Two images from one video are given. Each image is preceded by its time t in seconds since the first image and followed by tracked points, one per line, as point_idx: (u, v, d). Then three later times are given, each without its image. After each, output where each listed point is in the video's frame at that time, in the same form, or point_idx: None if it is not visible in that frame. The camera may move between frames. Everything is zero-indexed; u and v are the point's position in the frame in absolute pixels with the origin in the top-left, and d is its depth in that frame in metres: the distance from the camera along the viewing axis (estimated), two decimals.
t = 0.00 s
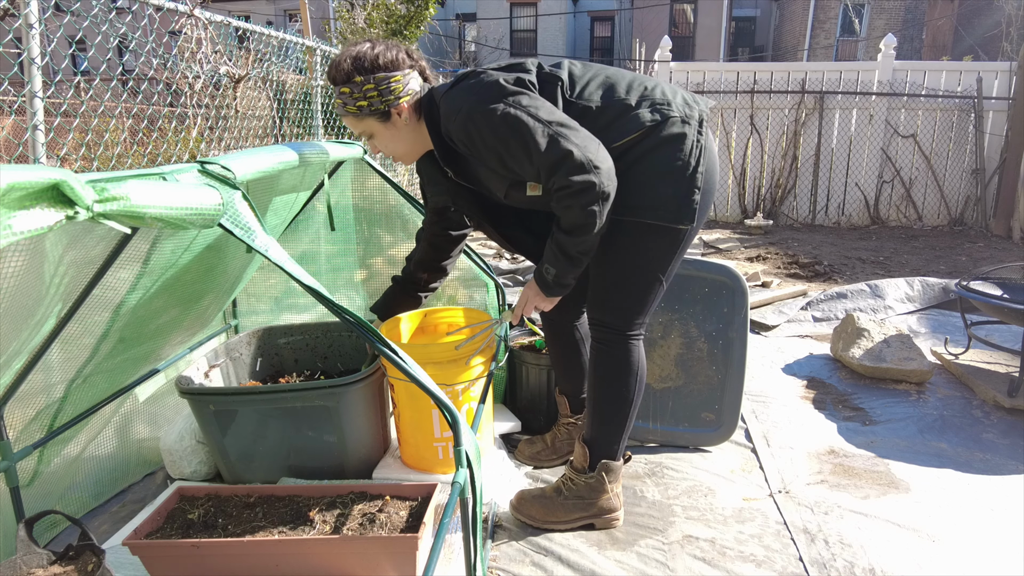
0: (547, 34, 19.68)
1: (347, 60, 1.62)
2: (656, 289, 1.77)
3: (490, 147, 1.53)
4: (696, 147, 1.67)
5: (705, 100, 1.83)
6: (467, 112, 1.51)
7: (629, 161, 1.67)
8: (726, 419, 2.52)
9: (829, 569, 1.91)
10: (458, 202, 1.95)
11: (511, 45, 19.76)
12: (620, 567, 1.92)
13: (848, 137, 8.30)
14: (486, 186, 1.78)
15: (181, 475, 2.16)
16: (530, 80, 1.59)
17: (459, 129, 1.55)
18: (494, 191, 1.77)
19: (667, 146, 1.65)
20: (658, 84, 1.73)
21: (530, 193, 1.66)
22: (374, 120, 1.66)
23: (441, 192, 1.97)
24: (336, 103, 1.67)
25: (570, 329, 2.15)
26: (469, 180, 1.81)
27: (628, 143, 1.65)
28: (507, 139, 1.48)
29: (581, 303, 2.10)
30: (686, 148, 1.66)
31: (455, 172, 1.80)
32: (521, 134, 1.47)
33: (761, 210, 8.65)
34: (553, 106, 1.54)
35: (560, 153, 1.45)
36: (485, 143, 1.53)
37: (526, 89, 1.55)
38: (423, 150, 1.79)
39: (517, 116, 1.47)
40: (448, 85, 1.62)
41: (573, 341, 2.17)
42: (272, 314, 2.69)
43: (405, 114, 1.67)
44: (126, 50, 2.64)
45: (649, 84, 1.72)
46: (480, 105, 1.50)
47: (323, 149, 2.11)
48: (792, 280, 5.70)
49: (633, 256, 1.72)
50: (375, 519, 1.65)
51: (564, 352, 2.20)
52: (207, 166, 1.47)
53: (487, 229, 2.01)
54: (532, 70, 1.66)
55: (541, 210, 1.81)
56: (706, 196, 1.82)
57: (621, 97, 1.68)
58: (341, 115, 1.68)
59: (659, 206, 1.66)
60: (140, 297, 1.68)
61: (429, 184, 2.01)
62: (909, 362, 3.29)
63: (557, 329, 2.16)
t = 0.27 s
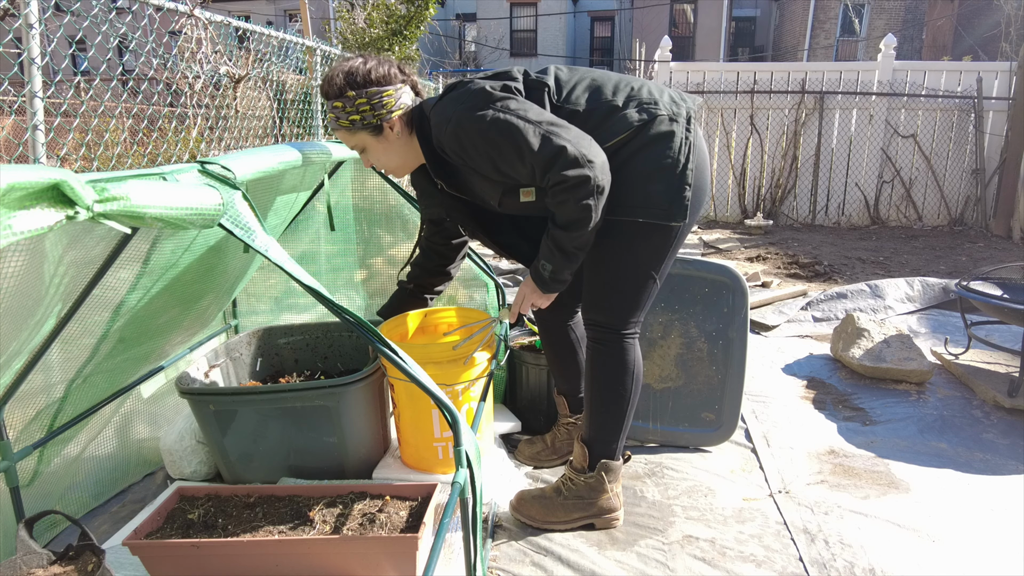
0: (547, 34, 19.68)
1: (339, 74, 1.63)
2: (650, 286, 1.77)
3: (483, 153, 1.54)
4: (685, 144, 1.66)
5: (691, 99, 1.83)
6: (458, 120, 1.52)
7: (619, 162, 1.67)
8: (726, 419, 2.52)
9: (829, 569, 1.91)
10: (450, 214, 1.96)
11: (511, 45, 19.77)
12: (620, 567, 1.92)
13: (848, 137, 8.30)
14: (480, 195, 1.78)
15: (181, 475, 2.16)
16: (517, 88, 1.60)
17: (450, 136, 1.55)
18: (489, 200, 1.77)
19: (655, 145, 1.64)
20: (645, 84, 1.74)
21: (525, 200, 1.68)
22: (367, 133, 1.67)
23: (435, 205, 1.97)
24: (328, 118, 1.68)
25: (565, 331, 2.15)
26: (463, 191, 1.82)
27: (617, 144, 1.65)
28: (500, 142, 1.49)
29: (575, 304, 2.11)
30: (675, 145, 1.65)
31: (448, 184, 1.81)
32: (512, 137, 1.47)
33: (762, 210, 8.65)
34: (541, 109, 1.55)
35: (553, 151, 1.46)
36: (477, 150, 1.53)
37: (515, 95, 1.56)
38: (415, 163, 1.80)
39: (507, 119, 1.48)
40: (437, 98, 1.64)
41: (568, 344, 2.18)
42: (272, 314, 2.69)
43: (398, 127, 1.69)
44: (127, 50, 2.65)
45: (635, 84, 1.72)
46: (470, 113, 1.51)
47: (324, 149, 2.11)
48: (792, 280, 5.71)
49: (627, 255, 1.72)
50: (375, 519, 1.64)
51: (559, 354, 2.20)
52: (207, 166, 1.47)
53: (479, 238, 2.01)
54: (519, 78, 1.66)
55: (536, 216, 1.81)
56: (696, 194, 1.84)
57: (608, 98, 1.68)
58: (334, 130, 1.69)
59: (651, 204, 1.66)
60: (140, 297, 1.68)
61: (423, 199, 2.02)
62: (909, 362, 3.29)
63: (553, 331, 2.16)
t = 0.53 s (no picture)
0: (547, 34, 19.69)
1: (340, 70, 1.62)
2: (646, 285, 1.78)
3: (478, 151, 1.54)
4: (680, 140, 1.66)
5: (686, 96, 1.83)
6: (454, 119, 1.52)
7: (615, 158, 1.67)
8: (725, 419, 2.52)
9: (829, 569, 1.91)
10: (446, 212, 1.96)
11: (511, 45, 19.77)
12: (620, 567, 1.92)
13: (848, 137, 8.30)
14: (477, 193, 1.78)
15: (181, 474, 2.16)
16: (514, 84, 1.60)
17: (447, 134, 1.55)
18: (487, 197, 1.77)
19: (651, 142, 1.64)
20: (640, 82, 1.74)
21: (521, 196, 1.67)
22: (367, 128, 1.67)
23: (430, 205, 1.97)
24: (328, 112, 1.68)
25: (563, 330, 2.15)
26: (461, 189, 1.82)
27: (613, 140, 1.65)
28: (495, 139, 1.49)
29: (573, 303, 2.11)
30: (671, 142, 1.65)
31: (446, 181, 1.81)
32: (508, 135, 1.47)
33: (762, 210, 8.65)
34: (538, 106, 1.55)
35: (548, 147, 1.46)
36: (474, 148, 1.53)
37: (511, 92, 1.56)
38: (413, 161, 1.80)
39: (504, 117, 1.48)
40: (435, 94, 1.64)
41: (566, 344, 2.18)
42: (272, 314, 2.69)
43: (397, 124, 1.69)
44: (127, 50, 2.65)
45: (631, 82, 1.72)
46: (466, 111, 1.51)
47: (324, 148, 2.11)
48: (792, 280, 5.71)
49: (623, 253, 1.73)
50: (375, 519, 1.64)
51: (557, 353, 2.20)
52: (207, 166, 1.47)
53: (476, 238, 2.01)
54: (515, 75, 1.66)
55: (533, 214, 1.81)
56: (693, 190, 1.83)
57: (603, 95, 1.69)
58: (333, 124, 1.68)
59: (647, 202, 1.66)
60: (140, 297, 1.68)
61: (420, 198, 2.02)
62: (909, 362, 3.29)
63: (552, 332, 2.16)
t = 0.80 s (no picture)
0: (547, 34, 19.69)
1: (336, 80, 1.62)
2: (646, 285, 1.78)
3: (478, 154, 1.54)
4: (679, 138, 1.66)
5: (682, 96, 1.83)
6: (453, 122, 1.52)
7: (614, 158, 1.67)
8: (725, 419, 2.52)
9: (829, 569, 1.91)
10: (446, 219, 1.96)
11: (511, 45, 19.77)
12: (620, 567, 1.92)
13: (848, 137, 8.30)
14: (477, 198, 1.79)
15: (181, 475, 2.16)
16: (510, 88, 1.61)
17: (446, 138, 1.55)
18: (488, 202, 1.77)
19: (649, 141, 1.64)
20: (637, 82, 1.74)
21: (522, 199, 1.67)
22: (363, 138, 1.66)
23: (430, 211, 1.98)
24: (324, 124, 1.67)
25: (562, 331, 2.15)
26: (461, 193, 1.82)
27: (611, 140, 1.65)
28: (495, 141, 1.49)
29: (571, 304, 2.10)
30: (670, 140, 1.65)
31: (446, 188, 1.82)
32: (508, 136, 1.47)
33: (761, 210, 8.65)
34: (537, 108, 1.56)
35: (548, 146, 1.46)
36: (473, 151, 1.53)
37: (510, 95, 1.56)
38: (411, 169, 1.80)
39: (503, 118, 1.48)
40: (433, 100, 1.64)
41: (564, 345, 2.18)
42: (272, 314, 2.69)
43: (394, 134, 1.69)
44: (127, 50, 2.65)
45: (627, 82, 1.73)
46: (465, 114, 1.52)
47: (323, 149, 2.11)
48: (792, 280, 5.71)
49: (623, 253, 1.73)
50: (375, 519, 1.64)
51: (556, 355, 2.20)
52: (207, 166, 1.47)
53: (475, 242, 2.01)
54: (512, 79, 1.66)
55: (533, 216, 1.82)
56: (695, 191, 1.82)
57: (600, 96, 1.68)
58: (330, 135, 1.68)
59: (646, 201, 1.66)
60: (140, 297, 1.68)
61: (421, 206, 2.03)
62: (909, 362, 3.29)
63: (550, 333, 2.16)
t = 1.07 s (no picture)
0: (547, 34, 19.69)
1: (338, 87, 1.63)
2: (645, 285, 1.78)
3: (478, 155, 1.54)
4: (676, 133, 1.67)
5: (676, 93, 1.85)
6: (452, 125, 1.52)
7: (612, 156, 1.67)
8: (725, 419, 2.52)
9: (829, 569, 1.91)
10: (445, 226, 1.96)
11: (511, 45, 19.77)
12: (620, 567, 1.92)
13: (848, 137, 8.29)
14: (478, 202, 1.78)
15: (181, 475, 2.16)
16: (508, 89, 1.61)
17: (445, 141, 1.55)
18: (489, 207, 1.76)
19: (647, 139, 1.64)
20: (632, 80, 1.75)
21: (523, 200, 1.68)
22: (364, 145, 1.66)
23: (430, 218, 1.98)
24: (325, 130, 1.67)
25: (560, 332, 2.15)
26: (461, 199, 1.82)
27: (608, 139, 1.66)
28: (495, 141, 1.49)
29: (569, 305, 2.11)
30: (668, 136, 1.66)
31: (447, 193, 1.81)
32: (508, 136, 1.48)
33: (762, 210, 8.65)
34: (535, 108, 1.56)
35: (548, 144, 1.46)
36: (473, 153, 1.53)
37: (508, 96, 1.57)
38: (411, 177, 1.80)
39: (502, 118, 1.48)
40: (431, 105, 1.64)
41: (562, 345, 2.18)
42: (272, 314, 2.69)
43: (395, 140, 1.69)
44: (127, 51, 2.65)
45: (622, 81, 1.73)
46: (464, 116, 1.52)
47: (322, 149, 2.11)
48: (792, 280, 5.71)
49: (622, 253, 1.73)
50: (375, 519, 1.64)
51: (554, 355, 2.20)
52: (207, 166, 1.47)
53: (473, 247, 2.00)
54: (509, 82, 1.65)
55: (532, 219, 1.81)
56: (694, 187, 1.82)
57: (597, 95, 1.69)
58: (331, 141, 1.68)
59: (645, 200, 1.66)
60: (140, 297, 1.68)
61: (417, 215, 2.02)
62: (909, 362, 3.29)
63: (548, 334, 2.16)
